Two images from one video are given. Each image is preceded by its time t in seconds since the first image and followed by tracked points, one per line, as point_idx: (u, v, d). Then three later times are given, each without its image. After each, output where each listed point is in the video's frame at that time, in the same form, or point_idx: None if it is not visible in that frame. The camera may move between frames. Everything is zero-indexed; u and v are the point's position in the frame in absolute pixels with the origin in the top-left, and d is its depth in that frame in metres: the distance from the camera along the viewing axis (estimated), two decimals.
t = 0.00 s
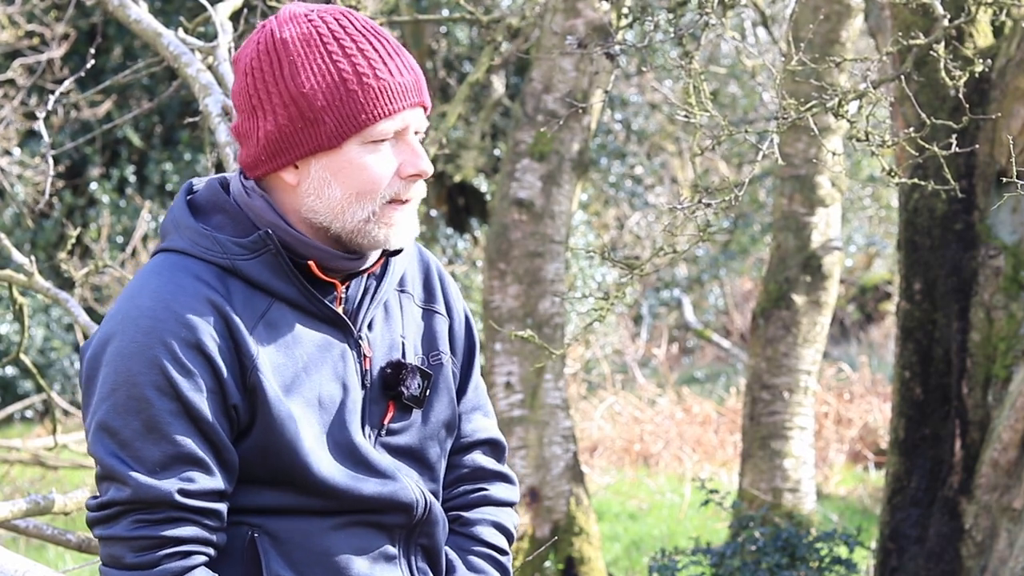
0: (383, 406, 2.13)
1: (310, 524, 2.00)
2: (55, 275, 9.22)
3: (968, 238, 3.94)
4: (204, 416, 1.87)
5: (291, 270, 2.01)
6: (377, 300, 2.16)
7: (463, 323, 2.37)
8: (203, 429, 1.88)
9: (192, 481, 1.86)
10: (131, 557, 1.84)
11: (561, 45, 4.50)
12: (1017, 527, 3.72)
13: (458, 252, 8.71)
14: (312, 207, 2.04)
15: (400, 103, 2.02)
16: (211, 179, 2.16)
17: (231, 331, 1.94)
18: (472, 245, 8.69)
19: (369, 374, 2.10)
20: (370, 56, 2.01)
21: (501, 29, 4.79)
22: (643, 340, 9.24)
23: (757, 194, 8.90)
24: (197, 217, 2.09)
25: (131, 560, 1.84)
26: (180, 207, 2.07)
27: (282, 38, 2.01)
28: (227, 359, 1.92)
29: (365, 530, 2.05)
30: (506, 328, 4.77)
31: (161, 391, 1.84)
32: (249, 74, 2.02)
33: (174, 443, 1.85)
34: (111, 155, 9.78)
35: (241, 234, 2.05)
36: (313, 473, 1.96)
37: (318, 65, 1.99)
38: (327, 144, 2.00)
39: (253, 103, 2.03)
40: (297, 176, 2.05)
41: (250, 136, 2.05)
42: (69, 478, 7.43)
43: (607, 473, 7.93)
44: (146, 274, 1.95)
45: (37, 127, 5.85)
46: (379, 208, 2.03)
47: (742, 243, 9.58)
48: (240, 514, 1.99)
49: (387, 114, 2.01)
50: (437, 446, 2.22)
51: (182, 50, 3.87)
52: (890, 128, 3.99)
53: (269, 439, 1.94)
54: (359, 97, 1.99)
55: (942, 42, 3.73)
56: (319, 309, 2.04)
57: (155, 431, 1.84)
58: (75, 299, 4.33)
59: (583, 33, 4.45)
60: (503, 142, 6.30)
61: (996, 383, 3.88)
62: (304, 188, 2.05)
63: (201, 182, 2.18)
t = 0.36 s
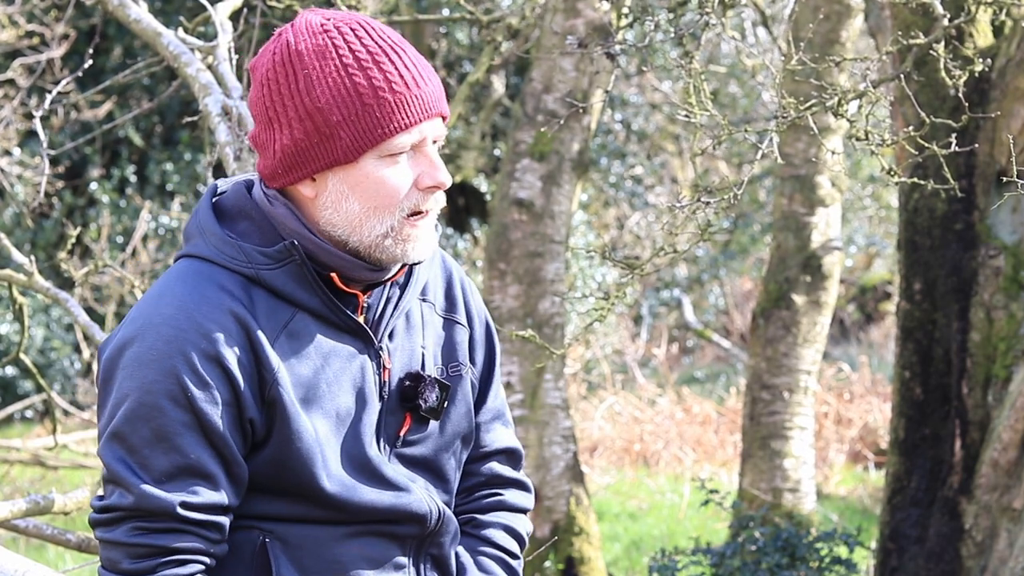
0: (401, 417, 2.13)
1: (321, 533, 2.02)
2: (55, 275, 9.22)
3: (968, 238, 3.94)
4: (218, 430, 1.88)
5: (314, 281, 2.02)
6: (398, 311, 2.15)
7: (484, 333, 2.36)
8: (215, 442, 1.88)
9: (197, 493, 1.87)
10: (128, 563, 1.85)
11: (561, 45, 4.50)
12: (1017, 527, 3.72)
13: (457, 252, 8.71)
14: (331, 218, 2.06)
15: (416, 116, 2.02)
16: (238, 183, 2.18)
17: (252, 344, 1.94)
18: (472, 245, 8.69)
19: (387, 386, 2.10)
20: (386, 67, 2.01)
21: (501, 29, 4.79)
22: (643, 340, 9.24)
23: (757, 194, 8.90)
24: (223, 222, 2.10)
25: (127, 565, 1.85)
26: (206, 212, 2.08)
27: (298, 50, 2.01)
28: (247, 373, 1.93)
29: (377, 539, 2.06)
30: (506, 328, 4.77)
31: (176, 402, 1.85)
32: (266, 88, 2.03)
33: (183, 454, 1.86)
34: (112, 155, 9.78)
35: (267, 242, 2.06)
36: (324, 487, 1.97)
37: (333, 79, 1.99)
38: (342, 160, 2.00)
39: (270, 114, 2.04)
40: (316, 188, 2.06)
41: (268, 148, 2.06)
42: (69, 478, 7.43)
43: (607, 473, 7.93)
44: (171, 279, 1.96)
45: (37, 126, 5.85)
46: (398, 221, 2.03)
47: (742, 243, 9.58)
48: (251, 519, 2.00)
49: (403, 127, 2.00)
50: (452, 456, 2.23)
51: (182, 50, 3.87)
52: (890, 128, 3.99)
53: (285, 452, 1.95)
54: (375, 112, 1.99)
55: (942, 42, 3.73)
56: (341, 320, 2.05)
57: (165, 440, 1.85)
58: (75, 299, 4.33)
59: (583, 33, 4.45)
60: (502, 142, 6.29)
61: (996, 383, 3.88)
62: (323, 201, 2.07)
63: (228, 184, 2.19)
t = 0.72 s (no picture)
0: (399, 417, 2.13)
1: (322, 534, 2.02)
2: (55, 275, 9.22)
3: (968, 238, 3.94)
4: (215, 434, 1.88)
5: (310, 284, 2.02)
6: (396, 311, 2.16)
7: (484, 331, 2.36)
8: (213, 445, 1.88)
9: (197, 497, 1.87)
10: (130, 567, 1.86)
11: (561, 45, 4.49)
12: (1017, 527, 3.72)
13: (457, 252, 8.72)
14: (321, 216, 2.05)
15: (408, 115, 2.01)
16: (234, 185, 2.18)
17: (247, 347, 1.94)
18: (471, 245, 8.69)
19: (385, 386, 2.10)
20: (379, 66, 2.00)
21: (501, 29, 4.79)
22: (643, 340, 9.24)
23: (757, 194, 8.91)
24: (218, 224, 2.11)
25: (129, 569, 1.86)
26: (201, 214, 2.08)
27: (293, 47, 2.01)
28: (243, 376, 1.93)
29: (377, 539, 2.06)
30: (506, 328, 4.77)
31: (173, 407, 1.85)
32: (261, 86, 2.03)
33: (181, 458, 1.86)
34: (112, 155, 9.77)
35: (261, 246, 2.06)
36: (324, 487, 1.97)
37: (325, 77, 1.98)
38: (332, 157, 2.00)
39: (264, 110, 2.04)
40: (307, 186, 2.06)
41: (261, 145, 2.06)
42: (69, 478, 7.43)
43: (607, 473, 7.93)
44: (167, 283, 1.96)
45: (37, 126, 5.84)
46: (390, 221, 2.03)
47: (742, 243, 9.59)
48: (252, 521, 2.00)
49: (393, 126, 2.00)
50: (451, 455, 2.22)
51: (182, 50, 3.87)
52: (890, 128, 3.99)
53: (283, 455, 1.95)
54: (366, 111, 1.98)
55: (942, 42, 3.73)
56: (337, 321, 2.05)
57: (163, 445, 1.85)
58: (75, 299, 4.33)
59: (583, 33, 4.45)
60: (502, 142, 6.29)
61: (996, 383, 3.88)
62: (314, 199, 2.06)
63: (224, 186, 2.20)
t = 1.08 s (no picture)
0: (391, 423, 2.13)
1: (316, 536, 2.02)
2: (55, 275, 9.22)
3: (968, 238, 3.94)
4: (211, 428, 1.88)
5: (304, 282, 2.02)
6: (390, 317, 2.15)
7: (480, 340, 2.36)
8: (211, 440, 1.89)
9: (198, 492, 1.87)
10: (133, 565, 1.86)
11: (561, 45, 4.49)
12: (1017, 527, 3.71)
13: (457, 252, 8.72)
14: (304, 204, 2.07)
15: (390, 104, 2.03)
16: (235, 185, 2.21)
17: (242, 343, 1.95)
18: (472, 245, 8.69)
19: (378, 391, 2.10)
20: (366, 56, 2.04)
21: (501, 29, 4.79)
22: (643, 340, 9.24)
23: (757, 194, 8.92)
24: (215, 223, 2.12)
25: (132, 568, 1.86)
26: (198, 213, 2.10)
27: (287, 37, 2.07)
28: (238, 371, 1.93)
29: (368, 543, 2.06)
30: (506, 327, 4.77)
31: (170, 401, 1.86)
32: (257, 74, 2.10)
33: (180, 452, 1.86)
34: (112, 155, 9.77)
35: (258, 245, 2.07)
36: (318, 486, 1.98)
37: (311, 63, 2.04)
38: (311, 140, 2.03)
39: (259, 99, 2.11)
40: (292, 173, 2.09)
41: (254, 134, 2.12)
42: (69, 478, 7.43)
43: (607, 474, 7.93)
44: (162, 282, 1.97)
45: (37, 126, 5.84)
46: (368, 208, 2.03)
47: (742, 243, 9.59)
48: (246, 523, 2.00)
49: (373, 113, 2.02)
50: (443, 461, 2.22)
51: (182, 50, 3.87)
52: (890, 128, 3.99)
53: (278, 453, 1.95)
54: (345, 94, 2.01)
55: (942, 42, 3.73)
56: (331, 323, 2.05)
57: (162, 440, 1.86)
58: (75, 299, 4.33)
59: (583, 33, 4.45)
60: (502, 141, 6.29)
61: (996, 383, 3.88)
62: (297, 187, 2.09)
63: (224, 187, 2.22)
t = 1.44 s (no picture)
0: (388, 424, 2.12)
1: (310, 535, 2.02)
2: (55, 275, 9.22)
3: (968, 238, 3.94)
4: (201, 430, 1.89)
5: (298, 284, 2.02)
6: (388, 318, 2.15)
7: (481, 340, 2.36)
8: (201, 443, 1.89)
9: (186, 494, 1.88)
10: (121, 565, 1.86)
11: (561, 45, 4.49)
12: (1017, 527, 3.71)
13: (457, 252, 8.72)
14: (295, 205, 2.08)
15: (377, 103, 2.03)
16: (232, 188, 2.21)
17: (233, 345, 1.95)
18: (472, 245, 8.69)
19: (374, 392, 2.10)
20: (355, 56, 2.04)
21: (501, 29, 4.79)
22: (644, 340, 9.24)
23: (757, 194, 8.92)
24: (210, 226, 2.12)
25: (119, 568, 1.86)
26: (194, 215, 2.10)
27: (280, 37, 2.09)
28: (229, 374, 1.94)
29: (364, 540, 2.06)
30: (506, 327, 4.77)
31: (160, 404, 1.86)
32: (251, 75, 2.11)
33: (170, 454, 1.87)
34: (112, 155, 9.77)
35: (252, 247, 2.07)
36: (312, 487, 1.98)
37: (300, 63, 2.04)
38: (300, 140, 2.03)
39: (255, 101, 2.12)
40: (283, 174, 2.10)
41: (248, 136, 2.13)
42: (69, 478, 7.43)
43: (607, 474, 7.93)
44: (154, 284, 1.98)
45: (37, 126, 5.84)
46: (356, 208, 2.03)
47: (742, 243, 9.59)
48: (239, 523, 2.00)
49: (360, 113, 2.02)
50: (441, 462, 2.22)
51: (182, 50, 3.87)
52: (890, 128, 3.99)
53: (270, 454, 1.96)
54: (333, 94, 2.02)
55: (942, 42, 3.73)
56: (326, 325, 2.05)
57: (152, 442, 1.86)
58: (75, 299, 4.33)
59: (583, 33, 4.45)
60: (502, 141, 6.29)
61: (996, 383, 3.87)
62: (288, 188, 2.09)
63: (222, 189, 2.22)
